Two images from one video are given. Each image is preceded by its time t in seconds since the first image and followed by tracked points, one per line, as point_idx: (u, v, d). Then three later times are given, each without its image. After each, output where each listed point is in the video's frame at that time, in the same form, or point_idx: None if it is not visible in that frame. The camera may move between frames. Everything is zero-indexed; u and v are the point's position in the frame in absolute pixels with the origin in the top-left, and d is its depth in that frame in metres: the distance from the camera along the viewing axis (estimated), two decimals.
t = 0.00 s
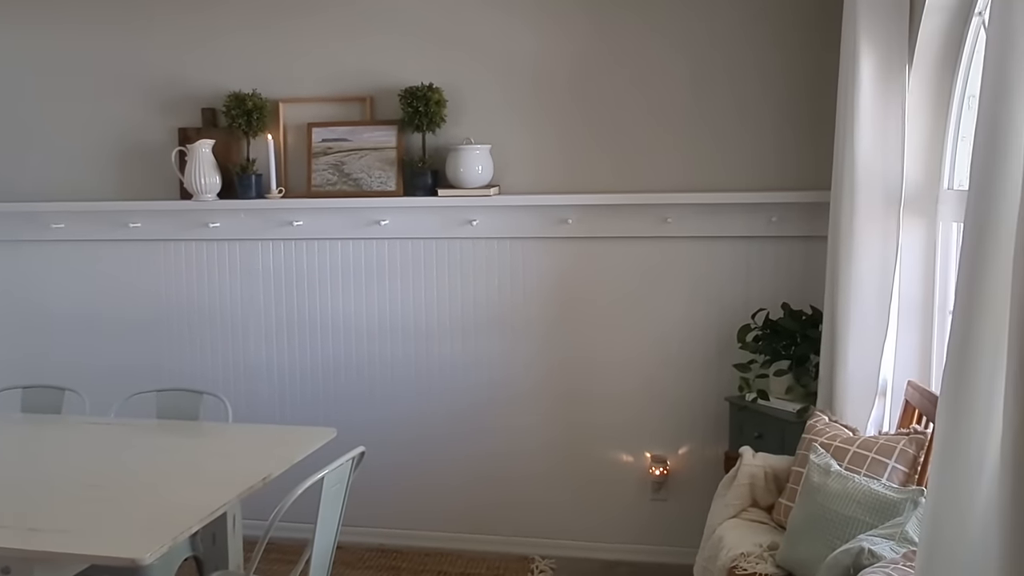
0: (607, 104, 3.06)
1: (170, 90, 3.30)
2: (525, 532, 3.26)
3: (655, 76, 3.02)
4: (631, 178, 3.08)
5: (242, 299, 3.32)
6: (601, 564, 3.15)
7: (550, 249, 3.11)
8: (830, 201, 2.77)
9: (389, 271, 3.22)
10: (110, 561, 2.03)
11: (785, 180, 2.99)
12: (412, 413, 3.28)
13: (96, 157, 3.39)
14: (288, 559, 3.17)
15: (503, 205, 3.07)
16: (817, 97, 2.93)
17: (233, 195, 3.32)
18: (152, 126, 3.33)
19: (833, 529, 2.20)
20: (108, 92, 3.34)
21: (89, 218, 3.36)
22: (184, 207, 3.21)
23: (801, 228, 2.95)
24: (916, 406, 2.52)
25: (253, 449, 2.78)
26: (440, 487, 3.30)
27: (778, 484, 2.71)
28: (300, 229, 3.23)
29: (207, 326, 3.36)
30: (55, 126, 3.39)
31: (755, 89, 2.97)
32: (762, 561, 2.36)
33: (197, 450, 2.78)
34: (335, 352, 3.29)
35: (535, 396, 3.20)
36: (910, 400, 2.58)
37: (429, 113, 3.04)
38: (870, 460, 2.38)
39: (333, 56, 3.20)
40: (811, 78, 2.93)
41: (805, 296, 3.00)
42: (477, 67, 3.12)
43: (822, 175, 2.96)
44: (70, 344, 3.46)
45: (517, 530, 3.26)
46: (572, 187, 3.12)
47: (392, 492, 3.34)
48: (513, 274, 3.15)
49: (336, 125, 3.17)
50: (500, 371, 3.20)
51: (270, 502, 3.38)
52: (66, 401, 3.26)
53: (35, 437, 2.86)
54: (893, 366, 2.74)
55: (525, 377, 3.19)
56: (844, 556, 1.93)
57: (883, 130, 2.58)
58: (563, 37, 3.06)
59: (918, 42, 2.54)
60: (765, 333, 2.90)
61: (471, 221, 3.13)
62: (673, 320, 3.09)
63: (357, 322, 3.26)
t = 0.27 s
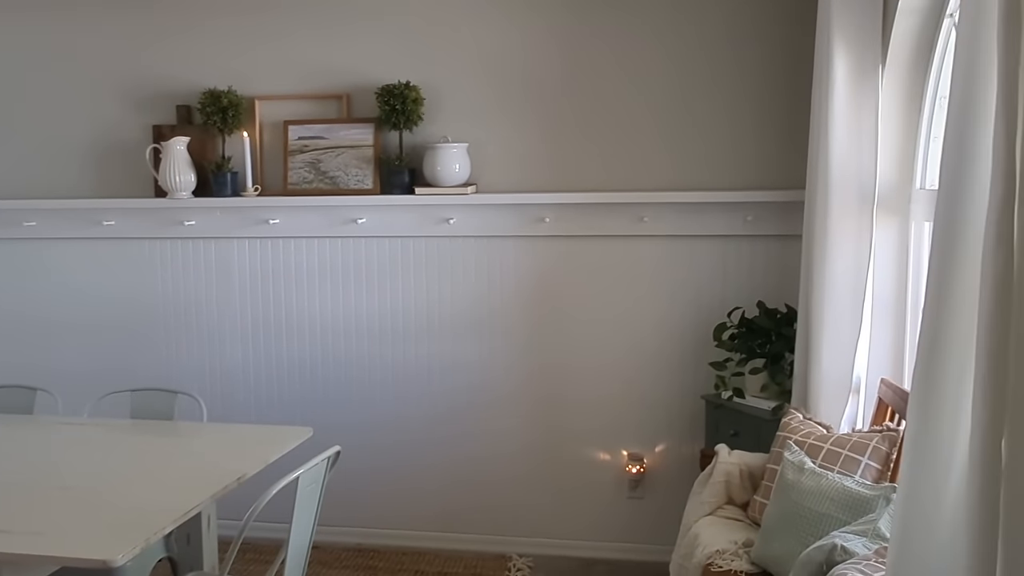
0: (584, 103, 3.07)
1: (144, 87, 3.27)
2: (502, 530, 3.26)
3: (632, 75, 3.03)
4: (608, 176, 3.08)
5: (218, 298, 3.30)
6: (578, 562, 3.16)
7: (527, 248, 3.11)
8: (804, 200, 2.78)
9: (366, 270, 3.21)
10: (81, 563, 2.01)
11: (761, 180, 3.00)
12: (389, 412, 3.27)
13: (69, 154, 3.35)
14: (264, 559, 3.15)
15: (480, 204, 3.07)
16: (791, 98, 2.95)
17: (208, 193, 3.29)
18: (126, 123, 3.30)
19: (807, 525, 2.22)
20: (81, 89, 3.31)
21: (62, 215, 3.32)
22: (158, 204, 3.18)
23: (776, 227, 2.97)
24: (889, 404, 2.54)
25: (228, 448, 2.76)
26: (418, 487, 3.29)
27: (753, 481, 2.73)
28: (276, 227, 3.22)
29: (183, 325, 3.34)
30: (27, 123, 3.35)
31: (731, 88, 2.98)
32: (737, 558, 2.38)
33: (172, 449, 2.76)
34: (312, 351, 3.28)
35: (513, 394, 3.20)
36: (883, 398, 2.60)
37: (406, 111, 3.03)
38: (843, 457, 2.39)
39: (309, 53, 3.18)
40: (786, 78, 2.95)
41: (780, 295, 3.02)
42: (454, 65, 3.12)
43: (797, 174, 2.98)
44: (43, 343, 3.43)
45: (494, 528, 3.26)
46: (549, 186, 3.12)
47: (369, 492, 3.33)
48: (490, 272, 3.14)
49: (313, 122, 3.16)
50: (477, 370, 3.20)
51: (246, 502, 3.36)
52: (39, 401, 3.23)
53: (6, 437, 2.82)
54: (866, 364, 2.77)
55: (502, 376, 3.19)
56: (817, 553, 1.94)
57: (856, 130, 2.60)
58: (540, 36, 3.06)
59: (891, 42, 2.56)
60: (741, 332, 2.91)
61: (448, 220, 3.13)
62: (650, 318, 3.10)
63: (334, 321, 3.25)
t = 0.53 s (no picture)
0: (563, 102, 3.07)
1: (118, 84, 3.24)
2: (481, 530, 3.26)
3: (610, 74, 3.03)
4: (586, 176, 3.09)
5: (193, 297, 3.27)
6: (556, 561, 3.16)
7: (505, 247, 3.11)
8: (780, 200, 2.80)
9: (343, 269, 3.19)
10: (52, 565, 1.98)
11: (737, 179, 3.02)
12: (367, 412, 3.26)
13: (41, 151, 3.31)
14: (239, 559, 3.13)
15: (458, 203, 3.06)
16: (768, 98, 2.97)
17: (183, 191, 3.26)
18: (100, 120, 3.27)
19: (782, 523, 2.23)
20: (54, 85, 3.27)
21: (35, 213, 3.28)
22: (132, 202, 3.15)
23: (753, 227, 2.99)
24: (864, 402, 2.56)
25: (203, 449, 2.73)
26: (396, 487, 3.28)
27: (729, 479, 2.74)
28: (252, 226, 3.19)
29: (157, 324, 3.31)
30: None
31: (708, 88, 2.99)
32: (714, 556, 2.40)
33: (146, 450, 2.73)
34: (289, 350, 3.26)
35: (491, 394, 3.19)
36: (857, 396, 2.62)
37: (384, 109, 3.02)
38: (818, 456, 2.41)
39: (286, 51, 3.16)
40: (762, 78, 2.96)
41: (756, 294, 3.04)
42: (432, 64, 3.11)
43: (774, 174, 3.00)
44: (15, 342, 3.39)
45: (472, 527, 3.26)
46: (527, 185, 3.12)
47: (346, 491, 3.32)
48: (468, 271, 3.14)
49: (289, 120, 3.14)
50: (456, 370, 3.19)
51: (222, 502, 3.34)
52: (10, 401, 3.19)
53: None
54: (841, 363, 2.79)
55: (481, 375, 3.19)
56: (792, 550, 1.94)
57: (831, 130, 2.61)
58: (519, 34, 3.06)
59: (865, 42, 2.58)
60: (718, 331, 2.92)
61: (426, 219, 3.12)
62: (627, 317, 3.10)
63: (311, 320, 3.23)
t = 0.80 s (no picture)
0: (542, 102, 3.07)
1: (94, 82, 3.21)
2: (461, 530, 3.25)
3: (590, 74, 3.04)
4: (566, 176, 3.09)
5: (170, 298, 3.25)
6: (536, 561, 3.17)
7: (485, 247, 3.11)
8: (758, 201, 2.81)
9: (323, 270, 3.18)
10: (25, 568, 1.95)
11: (716, 180, 3.03)
12: (346, 413, 3.25)
13: (16, 149, 3.27)
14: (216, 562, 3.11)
15: (438, 203, 3.05)
16: (746, 99, 2.98)
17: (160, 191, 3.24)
18: (75, 118, 3.23)
19: (760, 522, 2.24)
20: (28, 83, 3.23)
21: (9, 213, 3.25)
22: (108, 202, 3.12)
23: (731, 228, 3.01)
24: (840, 402, 2.58)
25: (181, 451, 2.71)
26: (376, 488, 3.27)
27: (708, 479, 2.75)
28: (230, 225, 3.17)
29: (134, 324, 3.28)
30: None
31: (686, 89, 3.01)
32: (692, 555, 2.41)
33: (123, 452, 2.70)
34: (267, 351, 3.24)
35: (470, 394, 3.19)
36: (834, 396, 2.64)
37: (363, 109, 3.01)
38: (795, 455, 2.42)
39: (264, 50, 3.14)
40: (740, 80, 2.98)
41: (735, 295, 3.05)
42: (412, 63, 3.10)
43: (752, 175, 3.01)
44: None
45: (451, 528, 3.26)
46: (506, 185, 3.12)
47: (325, 493, 3.30)
48: (447, 271, 3.13)
49: (268, 120, 3.12)
50: (436, 371, 3.19)
51: (199, 504, 3.32)
52: None
53: None
54: (818, 362, 2.81)
55: (461, 376, 3.18)
56: (769, 549, 1.96)
57: (808, 132, 2.63)
58: (498, 34, 3.06)
59: (842, 45, 2.59)
60: (696, 331, 2.94)
61: (405, 219, 3.11)
62: (606, 317, 3.11)
63: (289, 320, 3.22)
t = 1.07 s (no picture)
0: (524, 103, 3.07)
1: (71, 81, 3.18)
2: (442, 531, 3.25)
3: (571, 75, 3.04)
4: (547, 177, 3.09)
5: (149, 299, 3.22)
6: (517, 562, 3.16)
7: (467, 248, 3.11)
8: (739, 202, 2.82)
9: (304, 271, 3.17)
10: None
11: (697, 181, 3.04)
12: (327, 414, 3.23)
13: None
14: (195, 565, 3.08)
15: (419, 204, 3.05)
16: (726, 101, 3.00)
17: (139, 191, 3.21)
18: (52, 117, 3.20)
19: (740, 522, 2.25)
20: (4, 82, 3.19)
21: None
22: (86, 202, 3.09)
23: (711, 228, 3.02)
24: (820, 402, 2.60)
25: (159, 453, 2.68)
26: (357, 489, 3.26)
27: (689, 479, 2.76)
28: (210, 226, 3.15)
29: (112, 325, 3.25)
30: None
31: (668, 90, 3.02)
32: (673, 556, 2.41)
33: (101, 454, 2.68)
34: (247, 352, 3.22)
35: (452, 395, 3.18)
36: (814, 396, 2.65)
37: (344, 109, 2.99)
38: (775, 455, 2.44)
39: (244, 49, 3.13)
40: (721, 81, 2.99)
41: (716, 295, 3.06)
42: (393, 63, 3.09)
43: (732, 176, 3.03)
44: None
45: (433, 529, 3.25)
46: (488, 186, 3.11)
47: (306, 494, 3.28)
48: (429, 272, 3.13)
49: (248, 120, 3.10)
50: (418, 371, 3.18)
51: (178, 507, 3.29)
52: None
53: None
54: (798, 362, 2.82)
55: (443, 377, 3.18)
56: (749, 549, 1.97)
57: (788, 133, 2.64)
58: (480, 34, 3.05)
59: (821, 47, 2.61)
60: (677, 332, 2.94)
61: (387, 220, 3.10)
62: (588, 317, 3.11)
63: (270, 321, 3.20)
